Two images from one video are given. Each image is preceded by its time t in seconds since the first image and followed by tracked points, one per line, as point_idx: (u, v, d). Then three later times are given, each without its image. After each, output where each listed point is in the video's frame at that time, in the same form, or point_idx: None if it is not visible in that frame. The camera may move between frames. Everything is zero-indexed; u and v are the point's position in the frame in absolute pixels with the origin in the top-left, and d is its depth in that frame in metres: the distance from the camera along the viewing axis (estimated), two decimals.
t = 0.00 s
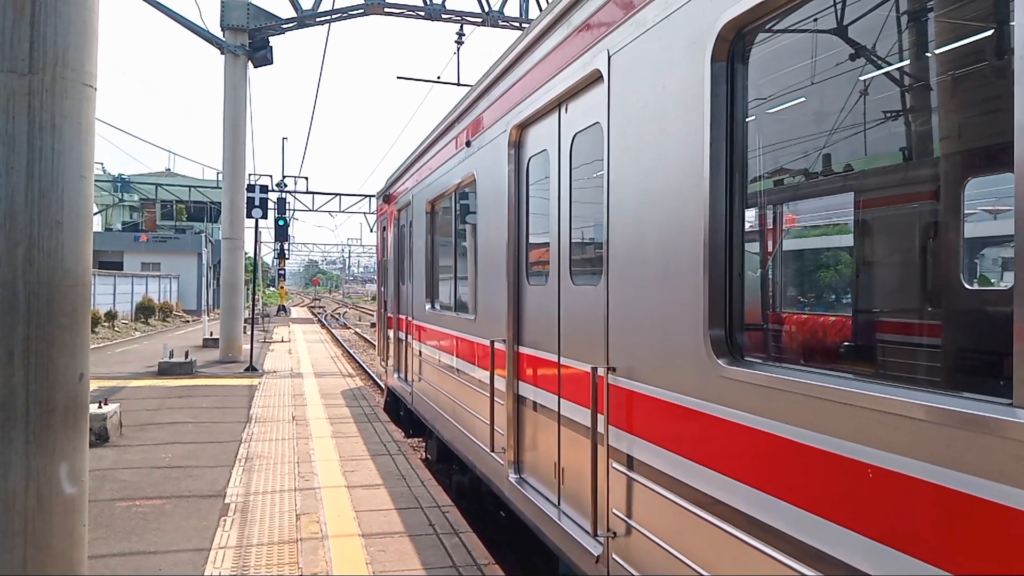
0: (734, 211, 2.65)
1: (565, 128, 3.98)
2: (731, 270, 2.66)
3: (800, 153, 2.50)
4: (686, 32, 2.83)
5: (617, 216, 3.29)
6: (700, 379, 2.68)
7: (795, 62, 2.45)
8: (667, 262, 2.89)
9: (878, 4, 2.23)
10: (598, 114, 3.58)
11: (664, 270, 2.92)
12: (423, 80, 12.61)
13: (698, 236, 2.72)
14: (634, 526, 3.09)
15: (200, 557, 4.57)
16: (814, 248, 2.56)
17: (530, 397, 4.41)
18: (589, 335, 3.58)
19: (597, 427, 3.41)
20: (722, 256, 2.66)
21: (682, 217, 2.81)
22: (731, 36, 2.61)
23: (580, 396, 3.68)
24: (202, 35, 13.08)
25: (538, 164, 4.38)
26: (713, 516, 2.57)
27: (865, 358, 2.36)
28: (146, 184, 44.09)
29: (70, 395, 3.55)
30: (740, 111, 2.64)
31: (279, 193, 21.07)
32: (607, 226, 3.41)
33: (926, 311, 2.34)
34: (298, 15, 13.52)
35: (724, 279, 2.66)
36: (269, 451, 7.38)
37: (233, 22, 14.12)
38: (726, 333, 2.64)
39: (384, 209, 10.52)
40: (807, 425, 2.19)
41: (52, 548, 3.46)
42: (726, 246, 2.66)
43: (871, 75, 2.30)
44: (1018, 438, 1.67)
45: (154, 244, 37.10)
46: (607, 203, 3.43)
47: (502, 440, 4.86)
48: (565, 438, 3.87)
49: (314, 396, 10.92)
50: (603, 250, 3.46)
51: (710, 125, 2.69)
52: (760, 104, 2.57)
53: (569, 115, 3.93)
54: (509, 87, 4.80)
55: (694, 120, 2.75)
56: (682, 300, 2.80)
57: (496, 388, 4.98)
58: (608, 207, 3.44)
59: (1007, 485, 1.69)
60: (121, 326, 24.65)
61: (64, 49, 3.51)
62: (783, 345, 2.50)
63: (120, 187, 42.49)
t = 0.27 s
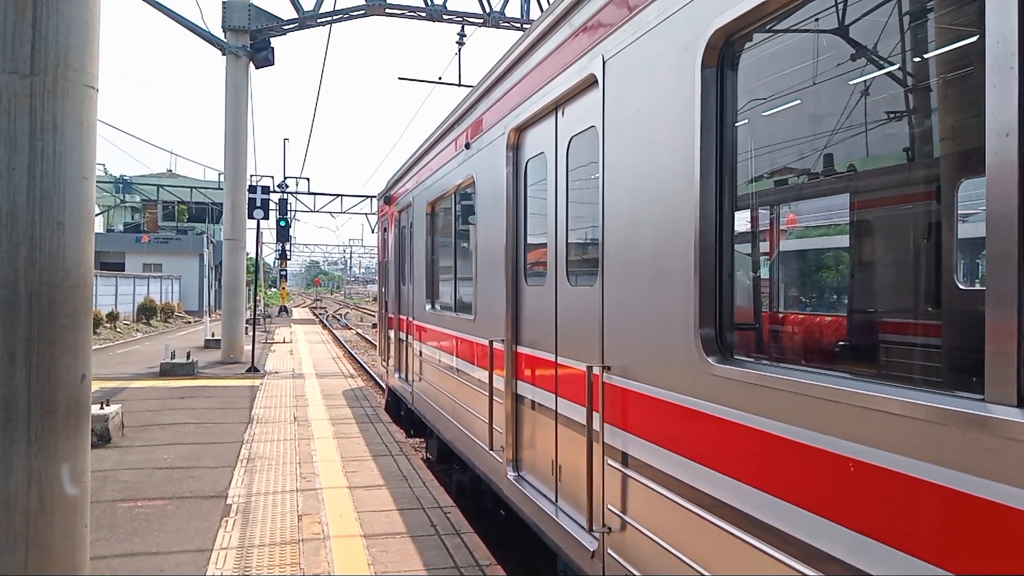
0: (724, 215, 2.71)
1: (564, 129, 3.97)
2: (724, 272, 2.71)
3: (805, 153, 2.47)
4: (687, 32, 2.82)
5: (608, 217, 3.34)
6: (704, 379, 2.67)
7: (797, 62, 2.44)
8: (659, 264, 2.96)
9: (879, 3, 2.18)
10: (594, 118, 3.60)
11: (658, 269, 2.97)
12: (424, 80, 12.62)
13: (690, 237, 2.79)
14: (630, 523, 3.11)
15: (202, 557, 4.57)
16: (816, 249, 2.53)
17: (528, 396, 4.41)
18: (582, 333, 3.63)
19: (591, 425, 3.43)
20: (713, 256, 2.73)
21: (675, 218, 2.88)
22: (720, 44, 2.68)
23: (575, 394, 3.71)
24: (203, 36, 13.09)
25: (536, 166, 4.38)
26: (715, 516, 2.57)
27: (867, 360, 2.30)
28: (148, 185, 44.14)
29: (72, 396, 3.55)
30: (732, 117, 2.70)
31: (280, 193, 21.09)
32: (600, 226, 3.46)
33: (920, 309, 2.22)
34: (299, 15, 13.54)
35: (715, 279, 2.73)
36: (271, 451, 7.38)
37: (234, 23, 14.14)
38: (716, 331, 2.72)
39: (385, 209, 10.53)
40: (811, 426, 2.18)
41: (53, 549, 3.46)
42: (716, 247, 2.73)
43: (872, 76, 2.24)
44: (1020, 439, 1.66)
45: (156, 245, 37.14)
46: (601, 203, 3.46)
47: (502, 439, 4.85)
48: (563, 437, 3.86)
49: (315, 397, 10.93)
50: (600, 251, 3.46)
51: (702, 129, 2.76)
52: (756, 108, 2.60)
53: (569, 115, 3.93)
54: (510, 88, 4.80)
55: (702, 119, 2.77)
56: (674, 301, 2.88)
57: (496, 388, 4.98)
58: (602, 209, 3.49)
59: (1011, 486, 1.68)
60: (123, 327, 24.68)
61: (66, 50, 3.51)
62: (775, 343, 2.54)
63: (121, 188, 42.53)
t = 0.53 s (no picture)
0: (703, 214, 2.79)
1: (558, 126, 3.96)
2: (723, 272, 2.72)
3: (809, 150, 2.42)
4: (683, 31, 2.81)
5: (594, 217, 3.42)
6: (703, 378, 2.66)
7: (798, 60, 2.40)
8: (641, 262, 3.03)
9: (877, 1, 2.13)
10: (584, 120, 3.65)
11: (639, 265, 3.06)
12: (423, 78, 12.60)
13: (670, 235, 2.87)
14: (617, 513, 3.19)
15: (200, 556, 4.56)
16: (814, 248, 2.44)
17: (521, 391, 4.40)
18: (568, 328, 3.71)
19: (579, 418, 3.52)
20: (693, 257, 2.80)
21: (654, 219, 2.97)
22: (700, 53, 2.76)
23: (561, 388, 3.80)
24: (201, 34, 13.05)
25: (530, 164, 4.36)
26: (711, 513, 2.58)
27: (865, 357, 2.21)
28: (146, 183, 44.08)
29: (71, 394, 3.55)
30: (711, 124, 2.77)
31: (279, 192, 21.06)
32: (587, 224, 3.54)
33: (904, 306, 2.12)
34: (298, 13, 13.51)
35: (695, 278, 2.80)
36: (269, 450, 7.38)
37: (233, 20, 14.10)
38: (697, 327, 2.80)
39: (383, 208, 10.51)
40: (812, 425, 2.17)
41: (51, 548, 3.45)
42: (696, 246, 2.79)
43: (873, 74, 2.18)
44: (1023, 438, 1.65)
45: (154, 243, 37.09)
46: (590, 204, 3.53)
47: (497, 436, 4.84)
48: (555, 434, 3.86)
49: (314, 395, 10.91)
50: (594, 249, 3.45)
51: (681, 134, 2.83)
52: (747, 110, 2.62)
53: (564, 115, 3.92)
54: (508, 87, 4.79)
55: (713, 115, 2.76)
56: (655, 300, 2.95)
57: (490, 385, 4.98)
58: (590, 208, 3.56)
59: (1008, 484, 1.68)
60: (122, 326, 24.65)
61: (64, 48, 3.50)
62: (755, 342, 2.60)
63: (119, 186, 42.47)
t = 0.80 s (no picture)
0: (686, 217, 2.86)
1: (554, 124, 3.96)
2: (719, 271, 2.74)
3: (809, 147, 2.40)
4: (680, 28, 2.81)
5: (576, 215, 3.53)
6: (698, 376, 2.67)
7: (795, 58, 2.39)
8: (622, 262, 3.14)
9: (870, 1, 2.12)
10: (569, 124, 3.79)
11: (620, 260, 3.17)
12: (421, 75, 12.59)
13: (647, 237, 2.98)
14: (599, 500, 3.29)
15: (197, 552, 4.57)
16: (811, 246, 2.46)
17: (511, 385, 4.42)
18: (553, 321, 3.82)
19: (563, 409, 3.63)
20: (668, 260, 2.91)
21: (632, 220, 3.09)
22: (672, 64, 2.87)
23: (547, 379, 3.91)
24: (199, 30, 13.03)
25: (524, 161, 4.37)
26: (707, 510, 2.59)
27: (859, 355, 2.19)
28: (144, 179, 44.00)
29: (67, 389, 3.55)
30: (684, 131, 2.88)
31: (276, 188, 21.04)
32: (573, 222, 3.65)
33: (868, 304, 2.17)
34: (296, 9, 13.49)
35: (669, 276, 2.91)
36: (266, 446, 7.38)
37: (231, 16, 14.08)
38: (670, 323, 2.91)
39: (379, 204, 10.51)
40: (808, 423, 2.18)
41: (47, 543, 3.46)
42: (670, 246, 2.90)
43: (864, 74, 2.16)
44: (1019, 437, 1.66)
45: (151, 239, 37.03)
46: (574, 205, 3.65)
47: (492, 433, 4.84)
48: (547, 429, 3.87)
49: (311, 391, 10.92)
50: (587, 248, 3.46)
51: (657, 143, 2.93)
52: (732, 113, 2.65)
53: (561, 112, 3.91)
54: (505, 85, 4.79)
55: (710, 113, 2.74)
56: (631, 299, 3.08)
57: (484, 381, 5.00)
58: (575, 206, 3.69)
59: (1001, 481, 1.69)
60: (118, 322, 24.62)
61: (61, 43, 3.50)
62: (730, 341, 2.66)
63: (117, 182, 42.39)
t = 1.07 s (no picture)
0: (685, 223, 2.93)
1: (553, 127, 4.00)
2: (721, 271, 2.79)
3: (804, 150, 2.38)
4: (677, 30, 2.84)
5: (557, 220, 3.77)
6: (700, 376, 2.69)
7: (794, 59, 2.39)
8: (601, 263, 3.37)
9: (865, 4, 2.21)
10: (569, 125, 3.81)
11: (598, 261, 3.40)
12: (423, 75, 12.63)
13: (620, 244, 3.22)
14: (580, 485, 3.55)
15: (198, 549, 4.61)
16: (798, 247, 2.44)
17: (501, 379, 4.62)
18: (539, 317, 4.07)
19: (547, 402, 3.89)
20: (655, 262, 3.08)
21: (608, 225, 3.32)
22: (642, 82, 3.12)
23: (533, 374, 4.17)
24: (201, 29, 13.07)
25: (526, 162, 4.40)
26: (709, 511, 2.60)
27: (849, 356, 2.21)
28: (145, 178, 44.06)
29: (68, 388, 3.58)
30: (655, 143, 3.10)
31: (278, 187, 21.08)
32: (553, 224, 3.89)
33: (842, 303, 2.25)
34: (298, 9, 13.53)
35: (640, 276, 3.14)
36: (267, 444, 7.41)
37: (233, 16, 14.12)
38: (641, 319, 3.15)
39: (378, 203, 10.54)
40: (809, 424, 2.20)
41: (48, 541, 3.49)
42: (641, 251, 3.13)
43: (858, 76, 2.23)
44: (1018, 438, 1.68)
45: (153, 238, 37.08)
46: (557, 210, 3.87)
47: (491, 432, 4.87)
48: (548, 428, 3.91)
49: (312, 390, 10.95)
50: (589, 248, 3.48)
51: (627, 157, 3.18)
52: (712, 121, 2.78)
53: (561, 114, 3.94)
54: (506, 86, 4.81)
55: (718, 109, 2.74)
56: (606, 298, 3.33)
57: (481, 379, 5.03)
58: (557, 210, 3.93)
59: (1003, 483, 1.70)
60: (120, 320, 24.67)
61: (64, 43, 3.53)
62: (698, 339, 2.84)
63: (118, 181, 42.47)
